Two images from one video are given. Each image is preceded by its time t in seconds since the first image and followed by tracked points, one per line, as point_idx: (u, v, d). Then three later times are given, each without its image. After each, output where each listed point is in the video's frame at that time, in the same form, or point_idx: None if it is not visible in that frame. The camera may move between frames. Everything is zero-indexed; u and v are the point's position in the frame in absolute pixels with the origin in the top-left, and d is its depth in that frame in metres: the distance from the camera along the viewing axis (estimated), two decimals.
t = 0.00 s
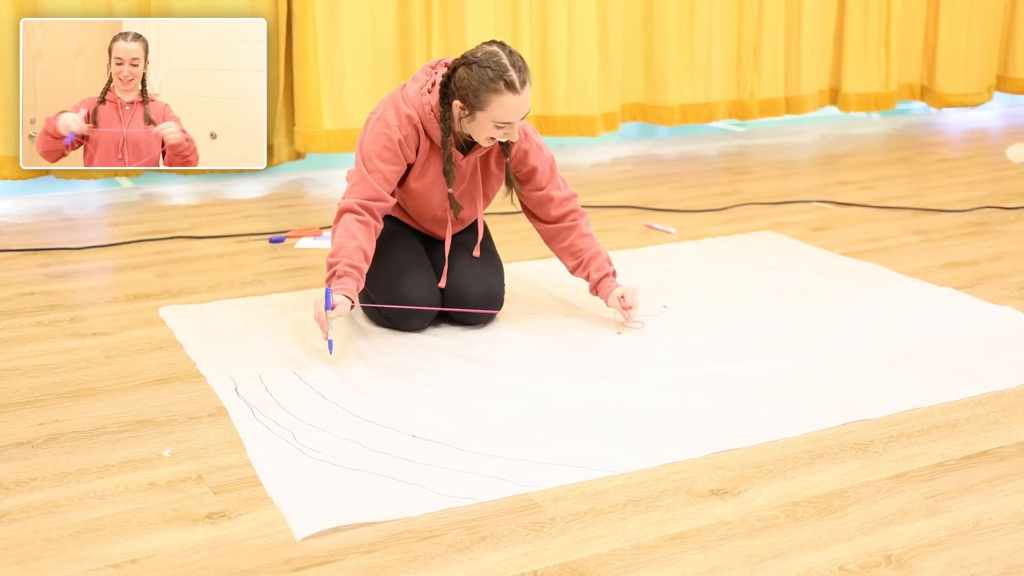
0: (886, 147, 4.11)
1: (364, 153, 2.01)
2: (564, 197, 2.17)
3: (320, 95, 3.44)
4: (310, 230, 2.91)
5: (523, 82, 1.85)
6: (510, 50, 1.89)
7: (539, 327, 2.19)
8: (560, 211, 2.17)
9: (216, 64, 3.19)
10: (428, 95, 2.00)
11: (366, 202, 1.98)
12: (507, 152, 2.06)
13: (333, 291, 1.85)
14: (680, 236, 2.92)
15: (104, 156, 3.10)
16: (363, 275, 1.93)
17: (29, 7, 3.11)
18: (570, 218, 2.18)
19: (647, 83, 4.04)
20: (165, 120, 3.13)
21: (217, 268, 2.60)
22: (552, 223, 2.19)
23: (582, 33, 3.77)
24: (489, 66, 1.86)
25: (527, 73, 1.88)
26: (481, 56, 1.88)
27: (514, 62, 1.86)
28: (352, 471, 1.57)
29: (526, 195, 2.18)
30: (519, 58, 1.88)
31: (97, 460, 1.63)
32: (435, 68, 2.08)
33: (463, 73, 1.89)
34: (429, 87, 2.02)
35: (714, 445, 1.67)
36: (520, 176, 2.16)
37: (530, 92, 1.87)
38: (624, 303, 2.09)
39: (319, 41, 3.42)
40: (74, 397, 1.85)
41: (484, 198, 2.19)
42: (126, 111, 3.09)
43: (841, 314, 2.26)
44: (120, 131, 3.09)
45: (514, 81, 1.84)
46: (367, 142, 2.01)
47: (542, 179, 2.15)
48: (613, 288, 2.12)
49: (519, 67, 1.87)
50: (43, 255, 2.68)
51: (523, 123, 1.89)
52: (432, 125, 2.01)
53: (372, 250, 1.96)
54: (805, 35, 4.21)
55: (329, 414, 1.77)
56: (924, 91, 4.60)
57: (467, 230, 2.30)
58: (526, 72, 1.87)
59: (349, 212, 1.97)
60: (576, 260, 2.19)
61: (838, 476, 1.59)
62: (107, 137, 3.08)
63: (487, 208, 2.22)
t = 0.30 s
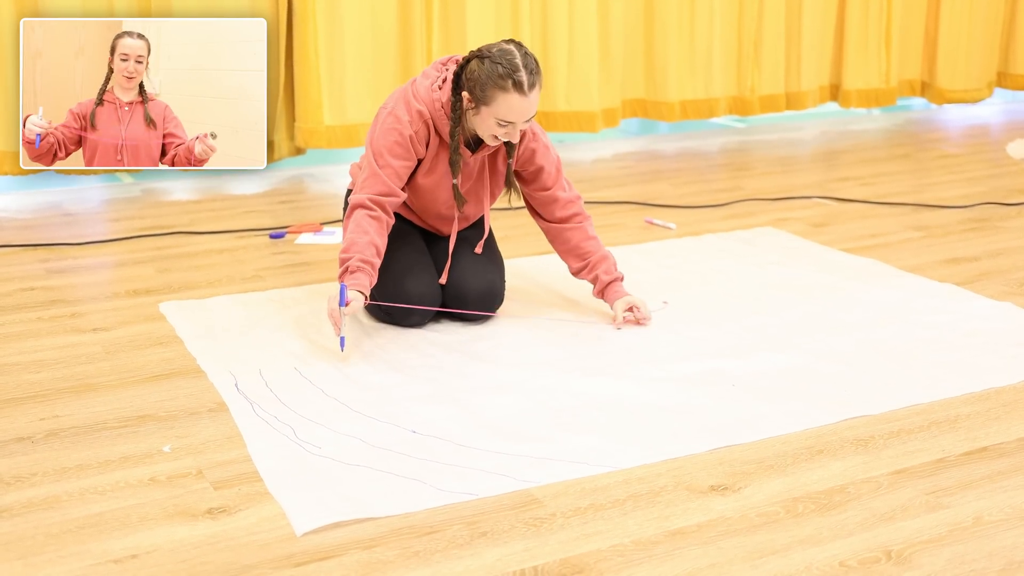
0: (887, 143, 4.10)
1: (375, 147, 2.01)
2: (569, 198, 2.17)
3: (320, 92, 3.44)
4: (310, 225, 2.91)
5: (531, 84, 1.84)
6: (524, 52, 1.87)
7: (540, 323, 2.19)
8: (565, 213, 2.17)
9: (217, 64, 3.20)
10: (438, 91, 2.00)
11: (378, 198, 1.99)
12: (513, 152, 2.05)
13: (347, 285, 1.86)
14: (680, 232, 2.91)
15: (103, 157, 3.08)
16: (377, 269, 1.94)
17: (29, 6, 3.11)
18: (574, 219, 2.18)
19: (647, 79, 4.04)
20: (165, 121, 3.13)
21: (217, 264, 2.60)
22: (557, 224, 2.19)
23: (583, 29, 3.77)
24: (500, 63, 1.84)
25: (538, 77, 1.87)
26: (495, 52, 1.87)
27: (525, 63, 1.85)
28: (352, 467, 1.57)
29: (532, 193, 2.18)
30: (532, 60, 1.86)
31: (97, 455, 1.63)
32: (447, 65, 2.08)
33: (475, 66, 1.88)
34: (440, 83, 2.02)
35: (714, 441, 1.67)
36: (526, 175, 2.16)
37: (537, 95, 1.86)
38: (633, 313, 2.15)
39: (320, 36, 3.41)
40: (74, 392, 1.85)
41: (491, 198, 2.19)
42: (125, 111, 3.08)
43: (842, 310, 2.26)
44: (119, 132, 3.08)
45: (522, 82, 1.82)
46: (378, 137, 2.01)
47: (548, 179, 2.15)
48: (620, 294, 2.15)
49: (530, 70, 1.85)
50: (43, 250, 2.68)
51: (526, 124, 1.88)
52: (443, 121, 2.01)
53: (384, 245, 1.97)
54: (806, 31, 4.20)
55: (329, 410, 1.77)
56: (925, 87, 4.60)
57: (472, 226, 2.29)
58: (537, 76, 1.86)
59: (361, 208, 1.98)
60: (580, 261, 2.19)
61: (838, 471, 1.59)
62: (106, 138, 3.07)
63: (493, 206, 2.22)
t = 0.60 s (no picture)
0: (887, 142, 4.10)
1: (375, 145, 2.01)
2: (573, 195, 2.16)
3: (320, 90, 3.43)
4: (310, 224, 2.91)
5: (530, 76, 1.83)
6: (524, 45, 1.87)
7: (540, 321, 2.19)
8: (569, 210, 2.17)
9: (217, 64, 3.20)
10: (439, 89, 2.01)
11: (381, 196, 1.99)
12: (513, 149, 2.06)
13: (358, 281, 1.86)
14: (680, 231, 2.91)
15: (103, 157, 3.08)
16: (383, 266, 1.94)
17: (29, 7, 3.10)
18: (579, 216, 2.17)
19: (648, 78, 4.04)
20: (166, 121, 3.13)
21: (217, 263, 2.60)
22: (562, 221, 2.19)
23: (583, 28, 3.77)
24: (498, 56, 1.84)
25: (537, 70, 1.86)
26: (495, 44, 1.87)
27: (525, 56, 1.84)
28: (352, 466, 1.57)
29: (537, 192, 2.18)
30: (531, 53, 1.86)
31: (98, 454, 1.63)
32: (447, 64, 2.08)
33: (474, 59, 1.88)
34: (440, 81, 2.02)
35: (714, 440, 1.67)
36: (530, 174, 2.16)
37: (537, 88, 1.85)
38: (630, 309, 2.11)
39: (320, 34, 3.41)
40: (74, 391, 1.85)
41: (492, 197, 2.20)
42: (126, 112, 3.08)
43: (842, 308, 2.26)
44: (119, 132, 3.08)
45: (521, 74, 1.82)
46: (378, 136, 2.01)
47: (551, 178, 2.15)
48: (622, 283, 2.12)
49: (529, 62, 1.85)
50: (43, 248, 2.68)
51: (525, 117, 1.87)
52: (443, 119, 2.01)
53: (388, 243, 1.96)
54: (806, 30, 4.20)
55: (329, 408, 1.77)
56: (925, 86, 4.60)
57: (472, 226, 2.30)
58: (536, 69, 1.85)
59: (364, 207, 1.98)
60: (587, 255, 2.19)
61: (838, 471, 1.59)
62: (106, 138, 3.07)
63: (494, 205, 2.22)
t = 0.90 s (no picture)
0: (887, 142, 4.10)
1: (371, 147, 2.01)
2: (567, 199, 2.17)
3: (320, 90, 3.43)
4: (311, 224, 2.91)
5: (520, 79, 1.81)
6: (522, 48, 1.85)
7: (539, 321, 2.19)
8: (563, 214, 2.17)
9: (217, 64, 3.19)
10: (435, 90, 2.00)
11: (375, 199, 1.99)
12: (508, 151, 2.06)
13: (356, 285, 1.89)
14: (680, 231, 2.91)
15: (104, 157, 3.10)
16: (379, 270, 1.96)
17: (29, 7, 3.09)
18: (572, 219, 2.17)
19: (648, 78, 4.04)
20: (166, 121, 3.13)
21: (217, 263, 2.60)
22: (554, 224, 2.19)
23: (583, 28, 3.76)
24: (492, 55, 1.83)
25: (532, 76, 1.84)
26: (493, 42, 1.86)
27: (520, 60, 1.83)
28: (352, 466, 1.57)
29: (531, 194, 2.17)
30: (528, 58, 1.84)
31: (97, 454, 1.63)
32: (444, 64, 2.07)
33: (472, 52, 1.87)
34: (436, 82, 2.01)
35: (714, 440, 1.67)
36: (525, 175, 2.15)
37: (526, 92, 1.83)
38: (626, 315, 2.13)
39: (320, 34, 3.41)
40: (74, 391, 1.85)
41: (489, 196, 2.20)
42: (126, 111, 3.10)
43: (842, 308, 2.26)
44: (120, 132, 3.10)
45: (510, 75, 1.80)
46: (374, 137, 2.01)
47: (546, 180, 2.14)
48: (618, 293, 2.13)
49: (524, 67, 1.83)
50: (43, 248, 2.68)
51: (511, 118, 1.86)
52: (439, 121, 2.01)
53: (384, 246, 1.98)
54: (806, 30, 4.20)
55: (329, 408, 1.77)
56: (925, 86, 4.60)
57: (471, 226, 2.30)
58: (530, 73, 1.84)
59: (359, 209, 1.99)
60: (578, 260, 2.19)
61: (839, 471, 1.59)
62: (106, 138, 3.09)
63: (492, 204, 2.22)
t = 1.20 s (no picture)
0: (887, 143, 4.10)
1: (361, 150, 2.01)
2: (562, 195, 2.15)
3: (320, 91, 3.44)
4: (311, 224, 2.91)
5: (502, 75, 1.80)
6: (513, 47, 1.84)
7: (539, 322, 2.19)
8: (559, 211, 2.15)
9: (217, 64, 3.19)
10: (426, 92, 2.00)
11: (366, 203, 2.00)
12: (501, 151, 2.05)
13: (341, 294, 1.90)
14: (680, 232, 2.91)
15: (100, 156, 3.08)
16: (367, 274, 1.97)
17: (30, 7, 3.10)
18: (569, 217, 2.16)
19: (648, 78, 4.04)
20: (165, 122, 3.13)
21: (217, 263, 2.60)
22: (551, 222, 2.17)
23: (583, 28, 3.76)
24: (481, 47, 1.82)
25: (516, 76, 1.83)
26: (485, 37, 1.86)
27: (507, 58, 1.82)
28: (352, 466, 1.57)
29: (526, 191, 2.16)
30: (516, 58, 1.83)
31: (97, 454, 1.63)
32: (434, 65, 2.07)
33: (464, 43, 1.87)
34: (427, 84, 2.01)
35: (714, 440, 1.67)
36: (518, 172, 2.14)
37: (506, 89, 1.82)
38: (627, 317, 2.13)
39: (320, 35, 3.41)
40: (74, 391, 1.85)
41: (485, 197, 2.20)
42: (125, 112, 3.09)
43: (842, 309, 2.26)
44: (118, 132, 3.08)
45: (492, 69, 1.80)
46: (365, 141, 2.01)
47: (539, 176, 2.13)
48: (620, 295, 2.13)
49: (510, 65, 1.82)
50: (43, 249, 2.68)
51: (488, 114, 1.84)
52: (430, 123, 2.01)
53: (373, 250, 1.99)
54: (807, 31, 4.20)
55: (329, 408, 1.77)
56: (925, 86, 4.60)
57: (470, 227, 2.29)
58: (514, 74, 1.83)
59: (350, 213, 2.00)
60: (578, 259, 2.18)
61: (839, 471, 1.59)
62: (104, 137, 3.07)
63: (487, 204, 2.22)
